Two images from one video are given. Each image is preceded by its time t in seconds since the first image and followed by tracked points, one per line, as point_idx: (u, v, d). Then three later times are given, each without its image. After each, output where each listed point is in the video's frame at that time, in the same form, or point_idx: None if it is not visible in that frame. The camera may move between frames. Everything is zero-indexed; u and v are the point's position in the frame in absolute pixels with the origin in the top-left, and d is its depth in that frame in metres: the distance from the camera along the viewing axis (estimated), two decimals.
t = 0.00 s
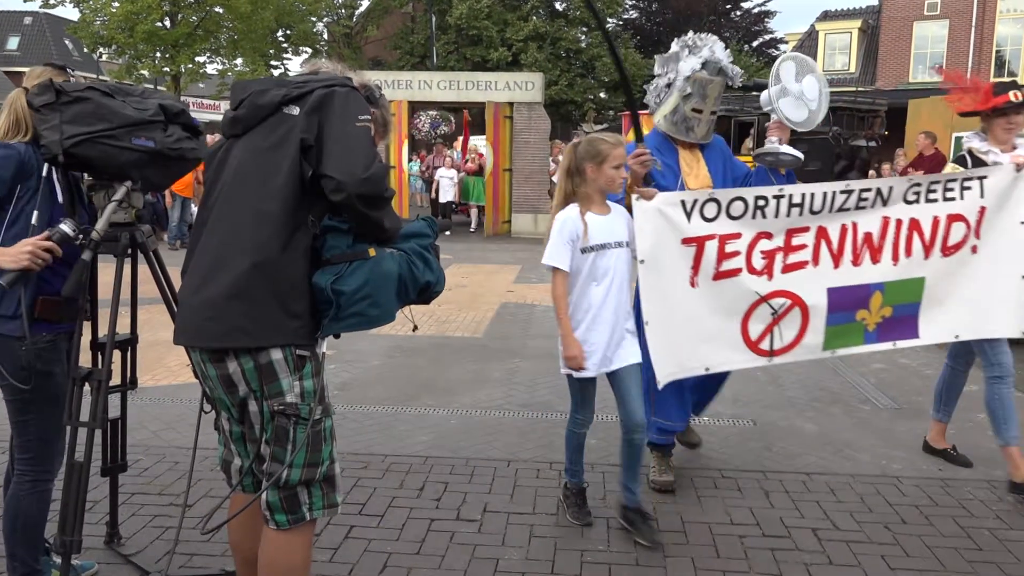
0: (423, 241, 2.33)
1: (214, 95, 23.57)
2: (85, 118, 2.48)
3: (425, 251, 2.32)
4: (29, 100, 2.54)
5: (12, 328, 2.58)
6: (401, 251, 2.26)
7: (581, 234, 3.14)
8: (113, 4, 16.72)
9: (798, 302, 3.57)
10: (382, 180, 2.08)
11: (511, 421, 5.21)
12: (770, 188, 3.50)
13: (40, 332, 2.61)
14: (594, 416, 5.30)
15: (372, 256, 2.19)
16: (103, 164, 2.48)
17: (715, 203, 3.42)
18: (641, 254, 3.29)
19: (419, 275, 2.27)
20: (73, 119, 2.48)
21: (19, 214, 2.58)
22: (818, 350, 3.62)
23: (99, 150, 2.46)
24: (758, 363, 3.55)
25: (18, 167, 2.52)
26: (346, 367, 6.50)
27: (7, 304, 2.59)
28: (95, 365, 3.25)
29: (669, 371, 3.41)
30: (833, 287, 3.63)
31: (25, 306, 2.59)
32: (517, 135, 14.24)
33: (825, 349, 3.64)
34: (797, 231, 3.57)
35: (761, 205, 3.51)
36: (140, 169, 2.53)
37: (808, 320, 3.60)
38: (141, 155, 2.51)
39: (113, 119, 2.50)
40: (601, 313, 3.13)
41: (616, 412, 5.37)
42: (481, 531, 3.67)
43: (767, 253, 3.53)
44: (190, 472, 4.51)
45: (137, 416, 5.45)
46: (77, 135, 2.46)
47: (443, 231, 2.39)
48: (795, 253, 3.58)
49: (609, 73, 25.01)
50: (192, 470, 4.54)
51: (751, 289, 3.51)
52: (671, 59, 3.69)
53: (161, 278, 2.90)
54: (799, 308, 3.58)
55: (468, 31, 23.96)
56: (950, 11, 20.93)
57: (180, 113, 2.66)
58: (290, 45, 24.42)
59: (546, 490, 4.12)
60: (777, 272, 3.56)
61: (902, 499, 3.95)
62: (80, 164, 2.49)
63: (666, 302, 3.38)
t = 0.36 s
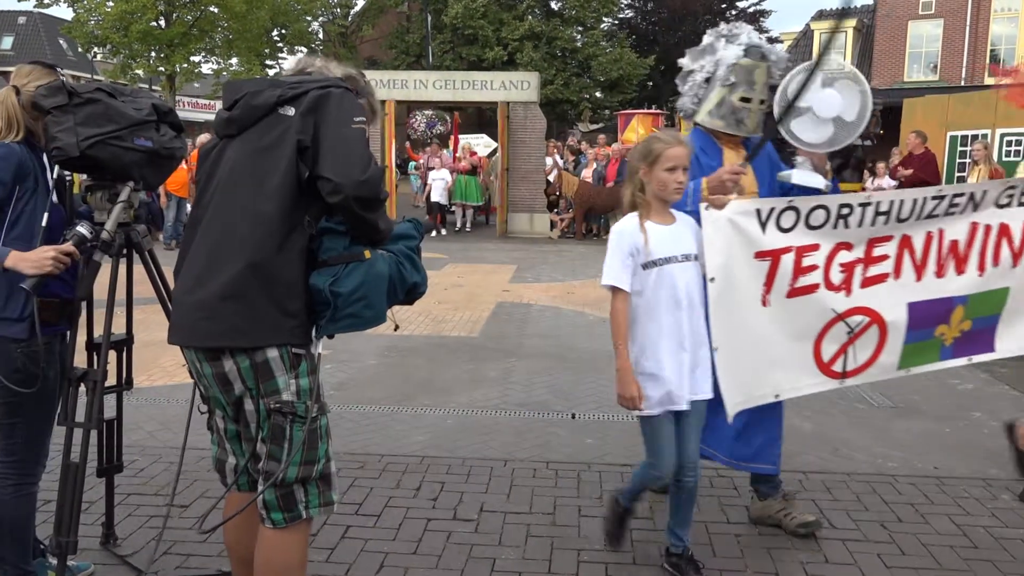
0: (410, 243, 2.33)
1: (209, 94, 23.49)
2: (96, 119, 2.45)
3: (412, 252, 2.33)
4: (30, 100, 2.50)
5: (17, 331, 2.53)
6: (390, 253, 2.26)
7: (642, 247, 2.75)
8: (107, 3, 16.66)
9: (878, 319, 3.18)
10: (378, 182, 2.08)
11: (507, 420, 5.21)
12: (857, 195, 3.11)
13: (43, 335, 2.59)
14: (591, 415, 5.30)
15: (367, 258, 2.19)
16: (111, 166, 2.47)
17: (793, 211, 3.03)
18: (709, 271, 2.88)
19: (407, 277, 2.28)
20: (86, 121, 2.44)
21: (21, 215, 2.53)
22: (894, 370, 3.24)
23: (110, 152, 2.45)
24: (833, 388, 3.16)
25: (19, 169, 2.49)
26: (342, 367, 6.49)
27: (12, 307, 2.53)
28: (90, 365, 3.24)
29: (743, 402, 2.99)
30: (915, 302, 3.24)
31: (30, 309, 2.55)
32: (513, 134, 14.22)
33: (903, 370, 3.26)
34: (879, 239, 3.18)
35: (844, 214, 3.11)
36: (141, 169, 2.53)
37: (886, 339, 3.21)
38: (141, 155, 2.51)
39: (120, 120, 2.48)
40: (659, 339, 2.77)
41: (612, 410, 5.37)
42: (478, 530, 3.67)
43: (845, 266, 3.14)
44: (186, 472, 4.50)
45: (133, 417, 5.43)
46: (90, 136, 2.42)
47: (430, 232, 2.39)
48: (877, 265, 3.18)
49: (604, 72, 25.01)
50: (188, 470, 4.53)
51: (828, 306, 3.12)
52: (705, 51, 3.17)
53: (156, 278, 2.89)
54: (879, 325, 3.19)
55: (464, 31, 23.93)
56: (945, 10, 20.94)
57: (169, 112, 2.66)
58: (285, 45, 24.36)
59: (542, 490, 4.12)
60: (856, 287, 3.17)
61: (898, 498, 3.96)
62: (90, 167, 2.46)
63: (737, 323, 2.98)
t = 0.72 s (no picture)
0: (393, 261, 2.34)
1: (207, 94, 23.44)
2: (95, 120, 2.44)
3: (394, 270, 2.33)
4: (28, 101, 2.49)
5: (16, 333, 2.52)
6: (374, 267, 2.26)
7: (701, 269, 2.37)
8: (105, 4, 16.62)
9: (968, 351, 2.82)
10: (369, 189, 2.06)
11: (504, 421, 5.20)
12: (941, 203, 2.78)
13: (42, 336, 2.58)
14: (589, 416, 5.30)
15: (352, 266, 2.19)
16: (109, 167, 2.46)
17: (871, 222, 2.69)
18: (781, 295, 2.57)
19: (388, 294, 2.27)
20: (85, 121, 2.43)
21: (19, 215, 2.53)
22: (981, 411, 2.86)
23: (108, 153, 2.44)
24: (912, 428, 2.79)
25: (16, 171, 2.48)
26: (341, 368, 6.48)
27: (11, 308, 2.52)
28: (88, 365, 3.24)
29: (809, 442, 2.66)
30: (1004, 330, 2.89)
31: (29, 310, 2.54)
32: (512, 135, 14.22)
33: (990, 408, 2.89)
34: (965, 257, 2.84)
35: (929, 227, 2.76)
36: (138, 169, 2.53)
37: (975, 373, 2.84)
38: (139, 156, 2.51)
39: (119, 120, 2.48)
40: (720, 380, 2.38)
41: (610, 411, 5.37)
42: (476, 531, 3.67)
43: (929, 287, 2.78)
44: (184, 474, 4.49)
45: (131, 418, 5.42)
46: (89, 137, 2.42)
47: (414, 251, 2.40)
48: (962, 288, 2.83)
49: (603, 73, 25.00)
50: (187, 471, 4.53)
51: (910, 334, 2.76)
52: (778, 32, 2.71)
53: (153, 278, 2.88)
54: (968, 358, 2.83)
55: (463, 31, 23.90)
56: (943, 10, 20.95)
57: (166, 112, 2.66)
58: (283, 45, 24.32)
59: (541, 490, 4.12)
60: (940, 311, 2.80)
61: (896, 498, 3.96)
62: (88, 168, 2.46)
63: (811, 351, 2.65)
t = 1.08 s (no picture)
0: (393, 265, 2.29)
1: (207, 95, 23.42)
2: (95, 121, 2.44)
3: (394, 271, 2.28)
4: (27, 102, 2.50)
5: (18, 335, 2.52)
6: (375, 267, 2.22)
7: (786, 284, 1.99)
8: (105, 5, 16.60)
9: None
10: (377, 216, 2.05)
11: (505, 421, 5.20)
12: None
13: (44, 338, 2.59)
14: (590, 416, 5.30)
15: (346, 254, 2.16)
16: (109, 169, 2.46)
17: (977, 234, 2.29)
18: (873, 320, 2.17)
19: (386, 294, 2.22)
20: (85, 123, 2.43)
21: (20, 217, 2.53)
22: None
23: (108, 154, 2.44)
24: None
25: (17, 173, 2.48)
26: (341, 368, 6.48)
27: (13, 311, 2.53)
28: (89, 367, 3.24)
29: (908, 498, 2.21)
30: None
31: (31, 313, 2.54)
32: (511, 135, 14.23)
33: None
34: None
35: None
36: (138, 171, 2.53)
37: None
38: (139, 158, 2.52)
39: (119, 122, 2.48)
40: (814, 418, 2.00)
41: (611, 411, 5.36)
42: (477, 531, 3.67)
43: None
44: (185, 475, 4.49)
45: (131, 419, 5.42)
46: (90, 139, 2.42)
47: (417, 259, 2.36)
48: None
49: (602, 73, 25.01)
50: (188, 473, 4.53)
51: None
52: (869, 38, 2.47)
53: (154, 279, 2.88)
54: None
55: (462, 32, 23.90)
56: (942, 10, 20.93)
57: (167, 114, 2.66)
58: (283, 46, 24.31)
59: (542, 491, 4.12)
60: None
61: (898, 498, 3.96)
62: (89, 169, 2.45)
63: (905, 387, 2.21)
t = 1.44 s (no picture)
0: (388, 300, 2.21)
1: (207, 94, 23.40)
2: (95, 121, 2.45)
3: (389, 310, 2.19)
4: (27, 101, 2.50)
5: (20, 335, 2.52)
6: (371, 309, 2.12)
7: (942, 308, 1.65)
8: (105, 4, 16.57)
9: None
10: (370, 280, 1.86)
11: (505, 421, 5.20)
12: None
13: (46, 338, 2.59)
14: (590, 416, 5.29)
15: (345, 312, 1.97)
16: (110, 168, 2.47)
17: None
18: None
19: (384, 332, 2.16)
20: (86, 123, 2.43)
21: (21, 217, 2.53)
22: None
23: (108, 154, 2.45)
24: None
25: (18, 173, 2.48)
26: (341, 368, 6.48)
27: (15, 310, 2.53)
28: (90, 366, 3.24)
29: None
30: None
31: (33, 312, 2.55)
32: (511, 135, 14.21)
33: None
34: None
35: None
36: (138, 170, 2.53)
37: None
38: (139, 157, 2.52)
39: (119, 121, 2.48)
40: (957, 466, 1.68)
41: (612, 411, 5.35)
42: (478, 531, 3.67)
43: None
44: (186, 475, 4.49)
45: (131, 418, 5.42)
46: (90, 139, 2.42)
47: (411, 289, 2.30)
48: None
49: (602, 73, 25.01)
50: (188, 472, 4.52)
51: None
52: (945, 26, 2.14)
53: (154, 279, 2.88)
54: None
55: (462, 31, 23.87)
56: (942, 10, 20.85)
57: (167, 113, 2.65)
58: (282, 45, 24.29)
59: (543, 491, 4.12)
60: None
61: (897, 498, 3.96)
62: (89, 169, 2.46)
63: None
